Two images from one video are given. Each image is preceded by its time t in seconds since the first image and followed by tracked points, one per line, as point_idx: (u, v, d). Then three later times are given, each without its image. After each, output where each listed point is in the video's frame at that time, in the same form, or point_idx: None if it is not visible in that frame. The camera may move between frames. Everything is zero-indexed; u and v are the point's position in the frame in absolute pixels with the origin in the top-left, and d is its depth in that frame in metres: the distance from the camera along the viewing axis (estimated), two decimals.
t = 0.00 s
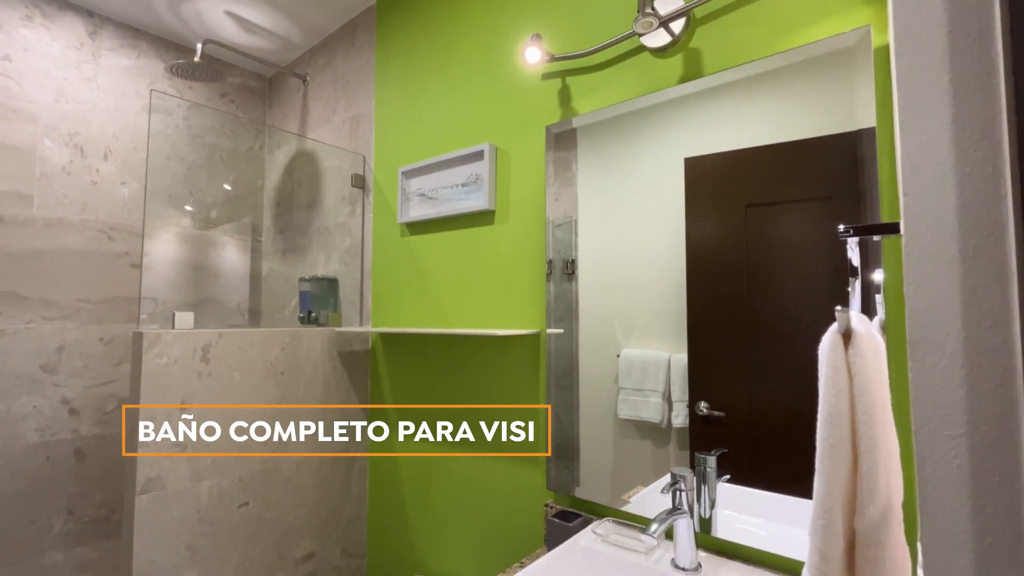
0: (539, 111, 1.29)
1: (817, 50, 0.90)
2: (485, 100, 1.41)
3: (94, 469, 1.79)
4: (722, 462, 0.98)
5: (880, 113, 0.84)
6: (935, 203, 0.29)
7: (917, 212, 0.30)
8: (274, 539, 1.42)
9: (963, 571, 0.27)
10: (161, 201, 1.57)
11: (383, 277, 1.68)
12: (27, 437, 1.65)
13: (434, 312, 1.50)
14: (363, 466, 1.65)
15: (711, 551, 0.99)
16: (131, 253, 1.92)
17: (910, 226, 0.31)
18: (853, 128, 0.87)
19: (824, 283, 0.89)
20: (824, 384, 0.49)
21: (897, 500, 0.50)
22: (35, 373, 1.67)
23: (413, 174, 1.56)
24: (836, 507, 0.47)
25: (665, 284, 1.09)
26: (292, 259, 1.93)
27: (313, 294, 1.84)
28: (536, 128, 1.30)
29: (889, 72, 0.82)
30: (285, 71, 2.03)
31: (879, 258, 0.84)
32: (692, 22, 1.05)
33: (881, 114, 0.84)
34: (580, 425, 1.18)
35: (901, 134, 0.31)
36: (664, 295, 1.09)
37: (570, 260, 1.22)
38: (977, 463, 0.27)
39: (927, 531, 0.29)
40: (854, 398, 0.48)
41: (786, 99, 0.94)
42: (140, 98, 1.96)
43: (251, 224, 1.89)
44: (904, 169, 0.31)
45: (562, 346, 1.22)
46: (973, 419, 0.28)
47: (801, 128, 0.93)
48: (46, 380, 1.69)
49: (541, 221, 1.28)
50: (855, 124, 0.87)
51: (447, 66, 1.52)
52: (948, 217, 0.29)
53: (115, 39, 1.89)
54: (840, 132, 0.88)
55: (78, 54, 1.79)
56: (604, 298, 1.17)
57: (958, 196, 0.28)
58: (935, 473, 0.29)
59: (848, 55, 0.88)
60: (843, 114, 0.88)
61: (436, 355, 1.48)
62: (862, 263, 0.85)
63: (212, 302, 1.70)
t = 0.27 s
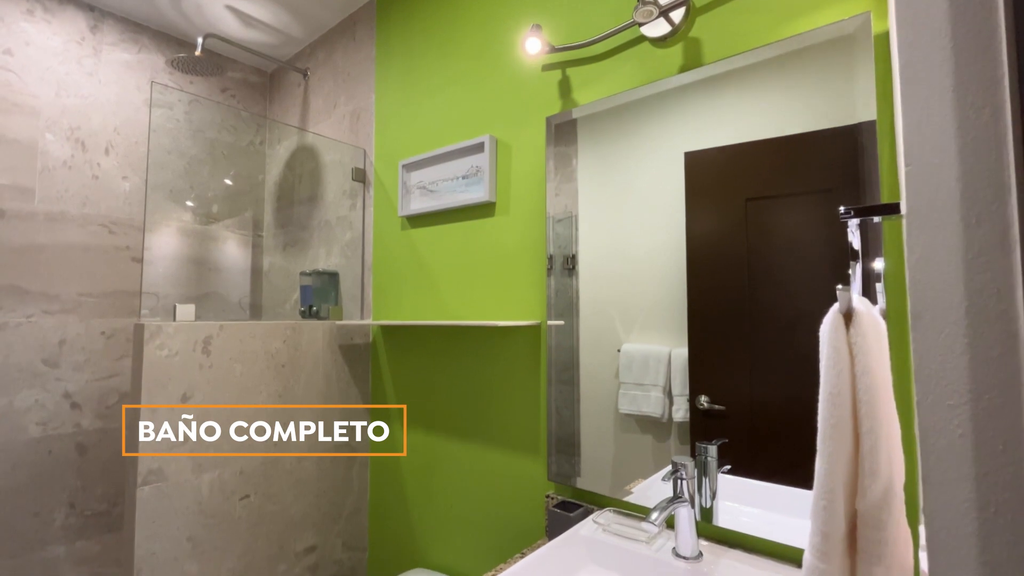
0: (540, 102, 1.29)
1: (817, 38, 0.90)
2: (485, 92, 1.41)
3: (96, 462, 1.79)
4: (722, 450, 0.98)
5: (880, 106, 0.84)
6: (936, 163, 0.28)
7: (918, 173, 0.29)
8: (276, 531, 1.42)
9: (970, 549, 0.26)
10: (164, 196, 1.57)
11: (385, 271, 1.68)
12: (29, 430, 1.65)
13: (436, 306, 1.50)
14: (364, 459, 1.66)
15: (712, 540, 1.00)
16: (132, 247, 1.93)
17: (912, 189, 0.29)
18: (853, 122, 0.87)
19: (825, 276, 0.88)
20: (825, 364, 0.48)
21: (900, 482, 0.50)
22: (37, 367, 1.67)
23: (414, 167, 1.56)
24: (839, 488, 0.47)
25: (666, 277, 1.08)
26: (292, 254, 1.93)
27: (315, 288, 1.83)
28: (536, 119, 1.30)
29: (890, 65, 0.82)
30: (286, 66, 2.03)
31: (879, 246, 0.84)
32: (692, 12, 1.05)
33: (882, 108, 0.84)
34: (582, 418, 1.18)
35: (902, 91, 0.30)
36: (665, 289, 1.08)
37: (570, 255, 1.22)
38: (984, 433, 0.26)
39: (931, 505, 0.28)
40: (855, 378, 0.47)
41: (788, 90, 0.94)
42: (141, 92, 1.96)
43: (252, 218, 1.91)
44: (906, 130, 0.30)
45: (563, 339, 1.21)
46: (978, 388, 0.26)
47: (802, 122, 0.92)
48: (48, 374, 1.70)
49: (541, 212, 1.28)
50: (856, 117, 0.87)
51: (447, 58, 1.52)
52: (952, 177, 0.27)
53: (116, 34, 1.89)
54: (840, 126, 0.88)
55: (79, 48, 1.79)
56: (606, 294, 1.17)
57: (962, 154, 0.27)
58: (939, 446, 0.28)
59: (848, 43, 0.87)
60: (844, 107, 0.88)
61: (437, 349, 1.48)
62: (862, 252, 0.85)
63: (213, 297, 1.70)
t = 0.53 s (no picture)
0: (540, 94, 1.29)
1: (818, 28, 0.90)
2: (485, 84, 1.41)
3: (96, 457, 1.79)
4: (723, 442, 0.98)
5: (882, 99, 0.84)
6: (937, 120, 0.27)
7: (917, 134, 0.28)
8: (276, 524, 1.42)
9: (972, 522, 0.25)
10: (164, 190, 1.57)
11: (386, 266, 1.68)
12: (29, 424, 1.65)
13: (437, 301, 1.50)
14: (365, 452, 1.66)
15: (714, 529, 0.99)
16: (132, 242, 1.93)
17: (912, 151, 0.28)
18: (855, 116, 0.87)
19: (827, 270, 0.88)
20: (826, 344, 0.48)
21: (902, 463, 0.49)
22: (37, 361, 1.67)
23: (414, 160, 1.56)
24: (839, 468, 0.47)
25: (666, 271, 1.08)
26: (293, 249, 1.93)
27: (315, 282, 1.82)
28: (537, 111, 1.29)
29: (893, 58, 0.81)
30: (287, 61, 2.03)
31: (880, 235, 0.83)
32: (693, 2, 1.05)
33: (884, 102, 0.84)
34: (582, 414, 1.17)
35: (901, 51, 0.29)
36: (666, 283, 1.08)
37: (571, 251, 1.22)
38: (985, 400, 0.25)
39: (932, 476, 0.27)
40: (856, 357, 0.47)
41: (789, 82, 0.94)
42: (142, 87, 1.97)
43: (253, 213, 1.89)
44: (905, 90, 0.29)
45: (564, 335, 1.21)
46: (979, 354, 0.25)
47: (803, 117, 0.92)
48: (48, 368, 1.70)
49: (541, 203, 1.28)
50: (858, 112, 0.87)
51: (448, 50, 1.52)
52: (953, 135, 0.26)
53: (117, 29, 1.89)
54: (841, 120, 0.88)
55: (80, 43, 1.79)
56: (607, 291, 1.16)
57: (961, 111, 0.26)
58: (939, 415, 0.27)
59: (849, 30, 0.88)
60: (846, 101, 0.87)
61: (438, 344, 1.48)
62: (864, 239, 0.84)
63: (214, 292, 1.70)
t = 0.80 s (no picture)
0: (540, 86, 1.29)
1: (820, 19, 0.90)
2: (486, 76, 1.41)
3: (97, 450, 1.80)
4: (726, 433, 0.97)
5: (886, 92, 0.84)
6: (937, 82, 0.27)
7: (917, 97, 0.28)
8: (277, 516, 1.42)
9: (971, 483, 0.25)
10: (165, 184, 1.58)
11: (387, 260, 1.68)
12: (30, 417, 1.65)
13: (438, 296, 1.50)
14: (365, 446, 1.66)
15: (716, 519, 0.99)
16: (133, 236, 1.93)
17: (913, 114, 0.28)
18: (859, 109, 0.87)
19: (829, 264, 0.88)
20: (827, 322, 0.48)
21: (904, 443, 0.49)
22: (38, 354, 1.68)
23: (415, 153, 1.55)
24: (840, 446, 0.47)
25: (668, 264, 1.08)
26: (293, 243, 1.93)
27: (316, 276, 1.82)
28: (538, 102, 1.29)
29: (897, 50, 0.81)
30: (287, 56, 2.03)
31: (883, 222, 0.82)
32: None
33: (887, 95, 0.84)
34: (583, 410, 1.17)
35: (901, 16, 0.29)
36: (668, 277, 1.08)
37: (572, 247, 1.22)
38: (985, 361, 0.25)
39: (931, 440, 0.27)
40: (857, 335, 0.47)
41: (792, 75, 0.93)
42: (143, 81, 1.97)
43: (253, 210, 1.91)
44: (905, 53, 0.29)
45: (564, 332, 1.21)
46: (980, 316, 0.25)
47: (807, 111, 0.92)
48: (50, 361, 1.70)
49: (542, 199, 1.28)
50: (861, 106, 0.87)
51: (449, 43, 1.52)
52: (953, 97, 0.26)
53: (118, 23, 1.89)
54: (845, 112, 0.88)
55: (81, 37, 1.79)
56: (609, 287, 1.16)
57: (962, 72, 0.26)
58: (939, 379, 0.26)
59: (854, 21, 0.88)
60: (849, 94, 0.88)
61: (438, 338, 1.48)
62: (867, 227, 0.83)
63: (214, 287, 1.70)
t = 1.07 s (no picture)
0: (540, 78, 1.29)
1: (822, 11, 0.90)
2: (486, 69, 1.41)
3: (99, 444, 1.80)
4: (728, 424, 0.97)
5: (889, 84, 0.84)
6: (938, 43, 0.26)
7: (918, 61, 0.27)
8: (278, 508, 1.42)
9: (971, 447, 0.25)
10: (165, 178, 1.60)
11: (387, 255, 1.68)
12: (32, 411, 1.66)
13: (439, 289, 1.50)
14: (365, 439, 1.66)
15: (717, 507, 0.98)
16: (135, 231, 1.93)
17: (914, 77, 0.28)
18: (863, 102, 0.87)
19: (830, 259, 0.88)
20: (827, 301, 0.48)
21: (906, 423, 0.49)
22: (39, 348, 1.68)
23: (416, 146, 1.55)
24: (841, 425, 0.47)
25: (669, 258, 1.08)
26: (294, 238, 1.93)
27: (315, 271, 1.80)
28: (539, 93, 1.29)
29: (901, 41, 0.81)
30: (288, 50, 2.03)
31: (886, 212, 0.81)
32: None
33: (891, 87, 0.84)
34: (584, 406, 1.17)
35: None
36: (670, 271, 1.07)
37: (574, 243, 1.21)
38: (985, 326, 0.25)
39: (932, 407, 0.27)
40: (859, 314, 0.47)
41: (795, 66, 0.93)
42: (144, 76, 1.97)
43: (253, 205, 1.94)
44: (906, 17, 0.28)
45: (565, 328, 1.21)
46: (980, 279, 0.25)
47: (810, 104, 0.92)
48: (51, 355, 1.70)
49: (545, 187, 1.27)
50: (865, 99, 0.87)
51: (450, 35, 1.51)
52: (955, 60, 0.26)
53: (118, 18, 1.89)
54: (850, 106, 0.88)
55: (82, 31, 1.80)
56: (611, 283, 1.16)
57: (964, 33, 0.25)
58: (939, 345, 0.26)
59: (856, 12, 0.87)
60: (853, 86, 0.87)
61: (439, 333, 1.47)
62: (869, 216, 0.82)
63: (215, 281, 1.71)
